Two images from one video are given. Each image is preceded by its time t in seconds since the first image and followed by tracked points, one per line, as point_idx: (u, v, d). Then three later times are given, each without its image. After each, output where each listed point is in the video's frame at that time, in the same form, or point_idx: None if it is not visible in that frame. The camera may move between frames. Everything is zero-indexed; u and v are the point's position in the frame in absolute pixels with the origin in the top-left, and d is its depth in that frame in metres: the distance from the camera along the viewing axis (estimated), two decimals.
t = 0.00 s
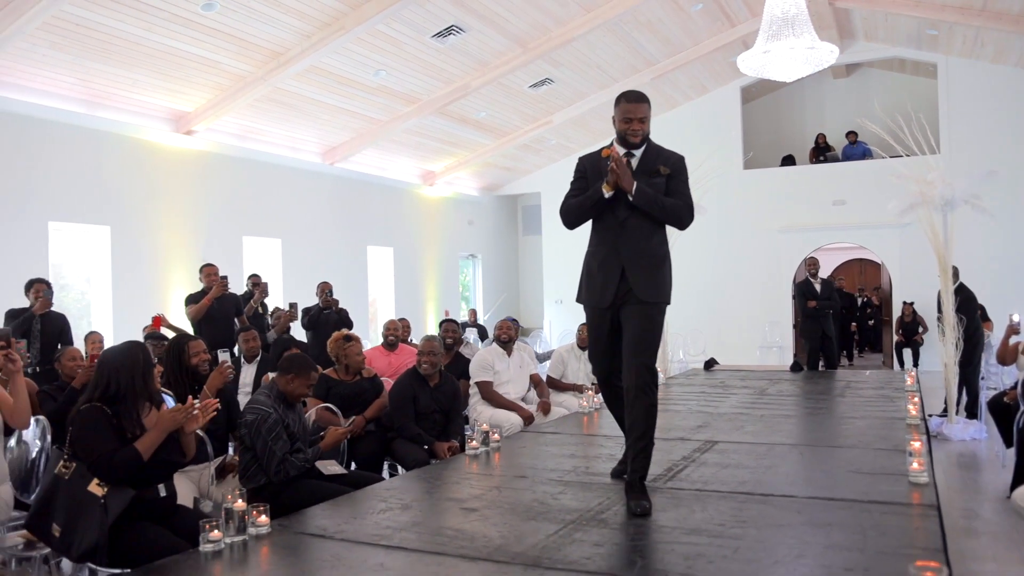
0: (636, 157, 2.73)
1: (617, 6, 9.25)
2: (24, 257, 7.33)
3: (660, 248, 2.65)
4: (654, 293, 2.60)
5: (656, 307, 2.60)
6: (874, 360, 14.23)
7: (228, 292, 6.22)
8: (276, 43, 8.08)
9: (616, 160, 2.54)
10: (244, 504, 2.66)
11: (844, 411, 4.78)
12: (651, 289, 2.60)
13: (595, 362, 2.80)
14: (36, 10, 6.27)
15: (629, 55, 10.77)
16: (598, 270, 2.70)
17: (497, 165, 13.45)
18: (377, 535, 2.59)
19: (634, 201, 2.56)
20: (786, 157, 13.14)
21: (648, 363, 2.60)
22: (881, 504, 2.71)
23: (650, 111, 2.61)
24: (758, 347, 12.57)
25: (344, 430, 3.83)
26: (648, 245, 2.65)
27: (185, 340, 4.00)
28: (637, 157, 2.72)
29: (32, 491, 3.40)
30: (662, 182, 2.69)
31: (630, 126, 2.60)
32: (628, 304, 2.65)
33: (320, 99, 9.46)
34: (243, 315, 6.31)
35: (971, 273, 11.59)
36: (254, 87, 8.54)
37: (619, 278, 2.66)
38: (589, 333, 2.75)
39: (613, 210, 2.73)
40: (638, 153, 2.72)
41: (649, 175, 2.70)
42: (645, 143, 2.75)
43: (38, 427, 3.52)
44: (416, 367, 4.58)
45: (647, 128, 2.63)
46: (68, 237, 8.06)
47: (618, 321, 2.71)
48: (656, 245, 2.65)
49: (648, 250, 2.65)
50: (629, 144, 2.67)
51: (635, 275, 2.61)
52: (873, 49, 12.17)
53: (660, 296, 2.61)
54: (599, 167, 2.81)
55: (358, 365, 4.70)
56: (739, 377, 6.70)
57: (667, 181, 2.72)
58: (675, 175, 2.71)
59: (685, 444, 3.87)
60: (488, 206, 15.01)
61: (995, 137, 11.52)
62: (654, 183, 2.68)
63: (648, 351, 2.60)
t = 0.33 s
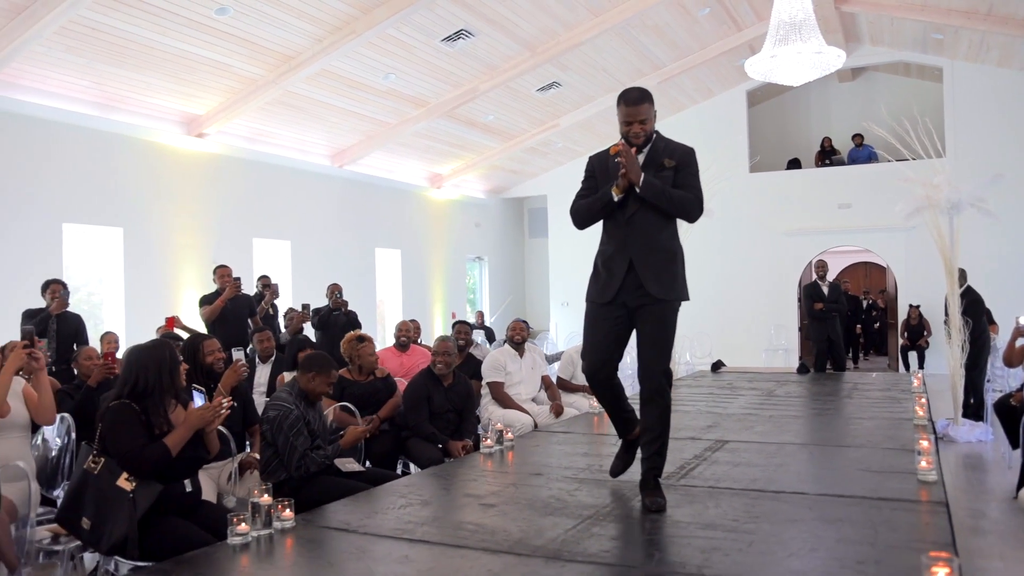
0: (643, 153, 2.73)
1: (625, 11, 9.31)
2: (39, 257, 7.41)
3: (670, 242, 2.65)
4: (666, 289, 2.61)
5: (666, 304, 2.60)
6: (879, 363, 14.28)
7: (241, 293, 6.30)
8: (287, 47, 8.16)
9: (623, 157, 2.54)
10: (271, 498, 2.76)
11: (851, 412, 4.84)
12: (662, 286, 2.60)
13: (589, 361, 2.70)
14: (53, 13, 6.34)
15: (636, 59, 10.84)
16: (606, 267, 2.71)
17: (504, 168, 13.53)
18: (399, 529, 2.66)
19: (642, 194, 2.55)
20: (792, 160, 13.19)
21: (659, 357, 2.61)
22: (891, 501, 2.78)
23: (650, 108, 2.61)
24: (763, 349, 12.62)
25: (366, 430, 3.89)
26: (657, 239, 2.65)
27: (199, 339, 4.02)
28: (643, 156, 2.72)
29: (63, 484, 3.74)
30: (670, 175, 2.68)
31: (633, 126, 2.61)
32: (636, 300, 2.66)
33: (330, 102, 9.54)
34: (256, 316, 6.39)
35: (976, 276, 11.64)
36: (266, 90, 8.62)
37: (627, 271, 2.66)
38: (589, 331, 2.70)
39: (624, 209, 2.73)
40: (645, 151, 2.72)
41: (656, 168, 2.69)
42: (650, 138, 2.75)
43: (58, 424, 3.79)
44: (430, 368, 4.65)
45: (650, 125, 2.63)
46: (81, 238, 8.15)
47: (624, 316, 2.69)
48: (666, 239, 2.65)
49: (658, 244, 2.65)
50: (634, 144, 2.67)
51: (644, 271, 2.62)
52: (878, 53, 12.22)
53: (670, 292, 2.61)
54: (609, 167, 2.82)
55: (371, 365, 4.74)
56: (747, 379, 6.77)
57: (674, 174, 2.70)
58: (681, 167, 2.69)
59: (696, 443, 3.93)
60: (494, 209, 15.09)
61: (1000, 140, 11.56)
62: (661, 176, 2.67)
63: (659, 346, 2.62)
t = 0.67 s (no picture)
0: (646, 147, 2.65)
1: (631, 15, 9.37)
2: (51, 258, 7.48)
3: (675, 236, 2.58)
4: (672, 284, 2.55)
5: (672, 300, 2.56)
6: (882, 365, 14.34)
7: (253, 293, 6.37)
8: (297, 50, 8.24)
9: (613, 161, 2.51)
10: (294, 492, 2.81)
11: (857, 412, 4.91)
12: (667, 280, 2.55)
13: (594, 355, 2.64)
14: (68, 17, 6.42)
15: (642, 62, 10.90)
16: (612, 262, 2.65)
17: (509, 170, 13.60)
18: (420, 522, 2.73)
19: (641, 194, 2.50)
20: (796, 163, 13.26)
21: (667, 355, 2.60)
22: (900, 497, 2.84)
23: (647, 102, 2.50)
24: (767, 351, 12.68)
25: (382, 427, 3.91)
26: (662, 234, 2.58)
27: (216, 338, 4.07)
28: (646, 148, 2.64)
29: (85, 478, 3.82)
30: (673, 168, 2.59)
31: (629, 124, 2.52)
32: (642, 295, 2.62)
33: (337, 104, 9.61)
34: (267, 315, 6.46)
35: (979, 278, 11.70)
36: (275, 93, 8.70)
37: (631, 265, 2.61)
38: (594, 327, 2.65)
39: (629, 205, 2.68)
40: (648, 144, 2.64)
41: (659, 161, 2.61)
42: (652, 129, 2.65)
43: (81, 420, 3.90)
44: (443, 367, 4.72)
45: (646, 123, 2.52)
46: (92, 239, 8.22)
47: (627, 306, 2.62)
48: (672, 233, 2.58)
49: (664, 237, 2.58)
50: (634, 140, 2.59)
51: (649, 268, 2.57)
52: (882, 57, 12.30)
53: (676, 291, 2.56)
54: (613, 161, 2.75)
55: (383, 364, 4.80)
56: (752, 380, 6.82)
57: (679, 165, 2.61)
58: (685, 158, 2.60)
59: (705, 440, 3.99)
60: (499, 211, 15.17)
61: (1003, 144, 11.63)
62: (664, 170, 2.59)
63: (666, 345, 2.60)
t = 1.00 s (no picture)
0: (646, 152, 2.64)
1: (636, 18, 9.44)
2: (62, 258, 7.55)
3: (680, 241, 2.55)
4: (680, 291, 2.52)
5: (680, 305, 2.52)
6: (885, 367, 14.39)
7: (263, 294, 6.44)
8: (305, 53, 8.31)
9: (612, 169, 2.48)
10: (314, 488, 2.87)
11: (862, 412, 4.97)
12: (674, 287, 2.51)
13: (612, 369, 2.57)
14: (81, 21, 6.50)
15: (647, 65, 10.97)
16: (616, 270, 2.60)
17: (514, 172, 13.68)
18: (437, 519, 2.78)
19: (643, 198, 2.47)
20: (799, 166, 13.33)
21: (678, 361, 2.59)
22: (908, 494, 2.90)
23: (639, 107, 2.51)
24: (771, 353, 12.73)
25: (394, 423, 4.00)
26: (665, 240, 2.55)
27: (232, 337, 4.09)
28: (646, 154, 2.63)
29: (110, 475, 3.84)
30: (674, 171, 2.57)
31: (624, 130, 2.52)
32: (650, 303, 2.56)
33: (345, 107, 9.70)
34: (277, 316, 6.53)
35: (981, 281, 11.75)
36: (284, 95, 8.78)
37: (635, 273, 2.56)
38: (606, 339, 2.59)
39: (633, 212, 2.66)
40: (649, 150, 2.63)
41: (660, 165, 2.59)
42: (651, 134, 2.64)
43: (101, 419, 3.93)
44: (454, 366, 4.78)
45: (642, 128, 2.55)
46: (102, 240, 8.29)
47: (637, 316, 2.55)
48: (675, 238, 2.55)
49: (667, 243, 2.54)
50: (632, 147, 2.58)
51: (654, 277, 2.52)
52: (885, 61, 12.37)
53: (683, 298, 2.52)
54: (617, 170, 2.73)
55: (394, 364, 4.86)
56: (757, 381, 6.89)
57: (680, 168, 2.59)
58: (686, 161, 2.57)
59: (714, 440, 4.05)
60: (503, 213, 15.24)
61: (1005, 148, 11.69)
62: (665, 174, 2.57)
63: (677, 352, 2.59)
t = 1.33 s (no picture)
0: (646, 158, 2.67)
1: (643, 23, 9.50)
2: (75, 260, 7.64)
3: (683, 248, 2.60)
4: (682, 299, 2.56)
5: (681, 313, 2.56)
6: (891, 370, 14.41)
7: (275, 296, 6.53)
8: (315, 57, 8.38)
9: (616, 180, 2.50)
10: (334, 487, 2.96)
11: (870, 414, 5.02)
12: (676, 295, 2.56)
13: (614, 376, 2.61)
14: (96, 27, 6.60)
15: (653, 69, 11.04)
16: (616, 277, 2.65)
17: (520, 175, 13.77)
18: (454, 515, 2.85)
19: (653, 206, 2.51)
20: (804, 169, 13.38)
21: (680, 369, 2.62)
22: (916, 492, 2.96)
23: (637, 114, 2.53)
24: (776, 355, 12.78)
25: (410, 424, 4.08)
26: (666, 246, 2.59)
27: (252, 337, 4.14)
28: (645, 159, 2.66)
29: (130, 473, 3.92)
30: (678, 176, 2.62)
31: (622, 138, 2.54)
32: (651, 310, 2.61)
33: (355, 111, 9.79)
34: (289, 318, 6.61)
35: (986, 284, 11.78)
36: (294, 99, 8.85)
37: (636, 280, 2.60)
38: (608, 345, 2.63)
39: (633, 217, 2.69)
40: (648, 156, 2.66)
41: (663, 171, 2.63)
42: (650, 139, 2.66)
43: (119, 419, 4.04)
44: (466, 367, 4.85)
45: (638, 135, 2.55)
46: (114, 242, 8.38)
47: (638, 323, 2.60)
48: (676, 244, 2.59)
49: (669, 249, 2.58)
50: (631, 153, 2.61)
51: (654, 284, 2.56)
52: (891, 64, 12.42)
53: (685, 305, 2.56)
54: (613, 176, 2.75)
55: (407, 365, 4.94)
56: (765, 383, 6.94)
57: (683, 173, 2.64)
58: (689, 167, 2.62)
59: (723, 440, 4.11)
60: (510, 216, 15.32)
61: (1011, 151, 11.72)
62: (668, 179, 2.61)
63: (683, 358, 2.61)
